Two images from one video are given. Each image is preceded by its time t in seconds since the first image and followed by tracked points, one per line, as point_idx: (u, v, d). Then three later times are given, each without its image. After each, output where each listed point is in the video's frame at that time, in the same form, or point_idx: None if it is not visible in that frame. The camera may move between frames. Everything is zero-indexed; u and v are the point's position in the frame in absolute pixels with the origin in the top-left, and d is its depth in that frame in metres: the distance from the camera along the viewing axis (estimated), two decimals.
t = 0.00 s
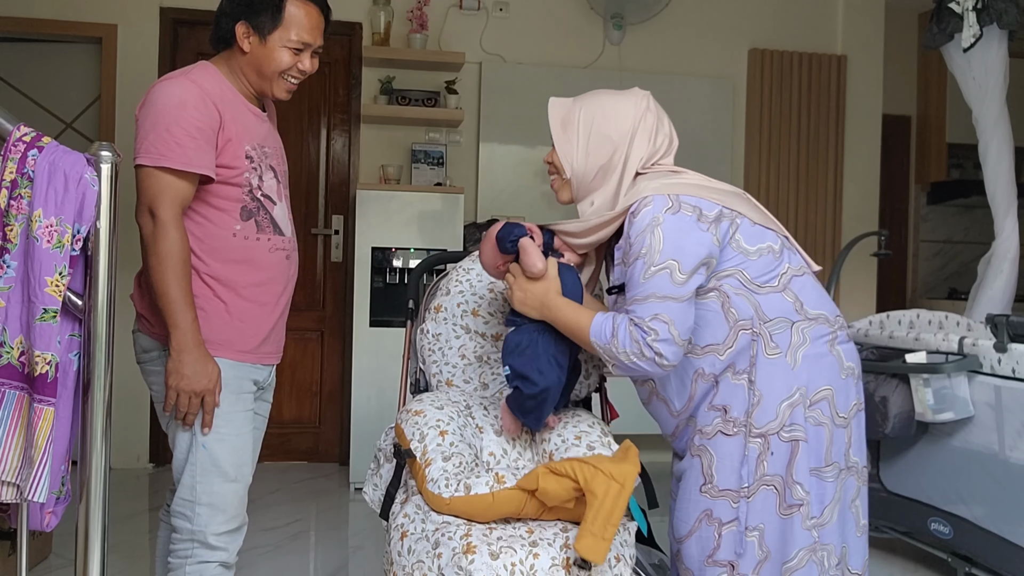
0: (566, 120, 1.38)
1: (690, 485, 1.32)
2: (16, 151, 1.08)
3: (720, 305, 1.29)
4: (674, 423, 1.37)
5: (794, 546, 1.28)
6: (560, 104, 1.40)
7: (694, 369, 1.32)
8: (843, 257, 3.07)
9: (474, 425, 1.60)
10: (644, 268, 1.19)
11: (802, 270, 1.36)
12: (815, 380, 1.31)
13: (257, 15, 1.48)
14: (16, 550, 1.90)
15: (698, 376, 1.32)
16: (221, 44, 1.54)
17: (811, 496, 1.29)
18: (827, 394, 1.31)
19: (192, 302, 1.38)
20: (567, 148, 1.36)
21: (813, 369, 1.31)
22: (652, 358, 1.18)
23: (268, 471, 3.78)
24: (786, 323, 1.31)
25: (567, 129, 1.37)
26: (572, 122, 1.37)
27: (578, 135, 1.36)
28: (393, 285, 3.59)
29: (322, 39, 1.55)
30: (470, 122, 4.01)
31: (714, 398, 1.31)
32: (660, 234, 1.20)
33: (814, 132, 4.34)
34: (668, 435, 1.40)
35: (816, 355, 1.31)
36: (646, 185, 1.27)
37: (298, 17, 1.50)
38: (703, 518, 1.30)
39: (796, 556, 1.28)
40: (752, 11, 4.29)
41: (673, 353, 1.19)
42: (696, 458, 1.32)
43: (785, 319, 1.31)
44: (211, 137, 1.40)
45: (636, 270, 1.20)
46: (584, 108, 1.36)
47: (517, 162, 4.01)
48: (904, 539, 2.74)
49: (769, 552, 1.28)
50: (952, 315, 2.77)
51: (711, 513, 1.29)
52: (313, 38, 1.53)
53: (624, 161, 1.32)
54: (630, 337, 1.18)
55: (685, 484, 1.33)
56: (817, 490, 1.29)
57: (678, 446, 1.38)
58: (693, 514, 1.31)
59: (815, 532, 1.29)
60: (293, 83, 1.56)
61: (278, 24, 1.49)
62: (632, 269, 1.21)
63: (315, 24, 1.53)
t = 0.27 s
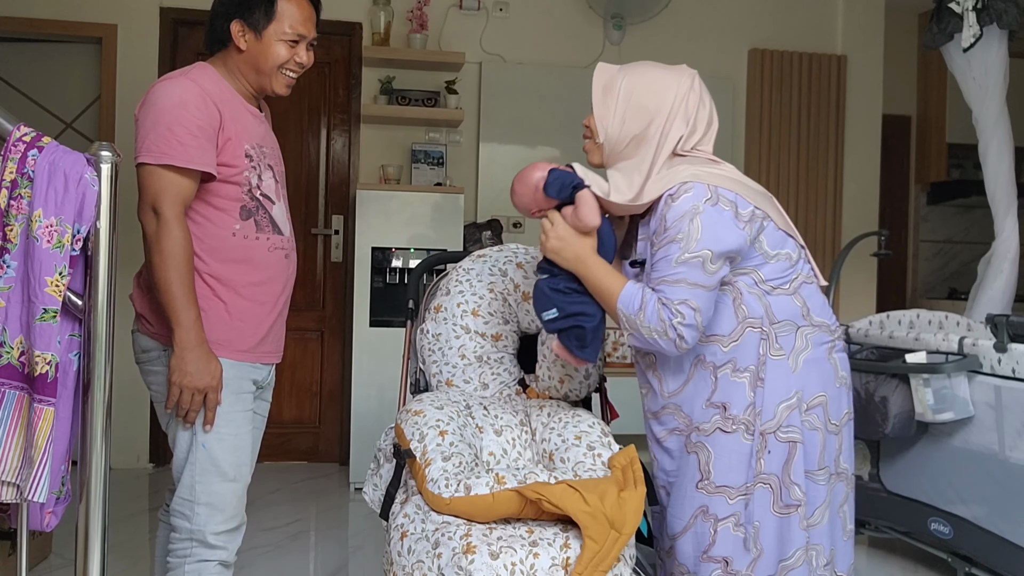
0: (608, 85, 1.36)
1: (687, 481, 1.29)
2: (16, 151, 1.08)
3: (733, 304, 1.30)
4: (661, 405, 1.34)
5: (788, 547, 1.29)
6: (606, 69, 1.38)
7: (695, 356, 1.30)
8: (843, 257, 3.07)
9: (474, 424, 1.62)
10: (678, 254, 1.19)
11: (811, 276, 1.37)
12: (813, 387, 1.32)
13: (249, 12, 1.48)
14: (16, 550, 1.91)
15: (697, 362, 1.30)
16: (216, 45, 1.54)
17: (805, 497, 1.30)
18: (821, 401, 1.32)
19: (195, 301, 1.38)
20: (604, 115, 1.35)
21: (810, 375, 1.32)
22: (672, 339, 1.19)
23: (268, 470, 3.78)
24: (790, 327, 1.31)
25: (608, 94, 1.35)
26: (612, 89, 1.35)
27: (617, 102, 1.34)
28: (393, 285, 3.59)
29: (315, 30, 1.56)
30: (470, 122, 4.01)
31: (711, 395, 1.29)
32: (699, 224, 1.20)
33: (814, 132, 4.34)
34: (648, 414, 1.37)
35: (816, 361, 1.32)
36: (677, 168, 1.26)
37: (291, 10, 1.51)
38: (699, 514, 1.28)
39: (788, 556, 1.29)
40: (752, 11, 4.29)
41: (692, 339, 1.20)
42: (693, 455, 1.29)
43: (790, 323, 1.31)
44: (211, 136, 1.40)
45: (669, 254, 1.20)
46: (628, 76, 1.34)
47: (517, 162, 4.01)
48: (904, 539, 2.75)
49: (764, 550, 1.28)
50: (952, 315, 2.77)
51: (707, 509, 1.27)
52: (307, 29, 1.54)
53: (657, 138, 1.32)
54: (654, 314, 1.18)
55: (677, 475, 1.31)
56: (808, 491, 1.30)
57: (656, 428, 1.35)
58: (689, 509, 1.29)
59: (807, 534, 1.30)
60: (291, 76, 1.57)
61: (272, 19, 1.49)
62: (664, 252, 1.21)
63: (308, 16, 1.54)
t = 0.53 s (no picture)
0: (651, 62, 1.41)
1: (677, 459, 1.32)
2: (16, 151, 1.08)
3: (736, 292, 1.31)
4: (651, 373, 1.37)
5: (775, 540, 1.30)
6: (651, 48, 1.43)
7: (689, 334, 1.32)
8: (843, 257, 3.07)
9: (474, 424, 1.62)
10: (716, 221, 1.23)
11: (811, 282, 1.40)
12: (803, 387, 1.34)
13: (246, 11, 1.49)
14: (16, 550, 1.91)
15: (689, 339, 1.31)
16: (215, 46, 1.54)
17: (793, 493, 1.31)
18: (807, 403, 1.35)
19: (200, 299, 1.38)
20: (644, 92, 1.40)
21: (801, 374, 1.34)
22: (695, 301, 1.20)
23: (268, 470, 3.78)
24: (785, 326, 1.34)
25: (649, 71, 1.40)
26: (654, 68, 1.40)
27: (660, 78, 1.39)
28: (393, 285, 3.59)
29: (313, 26, 1.56)
30: (470, 122, 4.01)
31: (700, 376, 1.30)
32: (739, 203, 1.23)
33: (814, 132, 4.34)
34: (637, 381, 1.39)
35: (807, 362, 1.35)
36: (695, 152, 1.30)
37: (288, 7, 1.51)
38: (687, 494, 1.30)
39: (774, 547, 1.29)
40: (752, 11, 4.29)
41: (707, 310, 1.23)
42: (682, 434, 1.31)
43: (787, 322, 1.34)
44: (214, 135, 1.40)
45: (707, 219, 1.23)
46: (672, 55, 1.39)
47: (517, 162, 4.01)
48: (904, 539, 2.75)
49: (751, 536, 1.28)
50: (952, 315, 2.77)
51: (696, 489, 1.30)
52: (305, 24, 1.54)
53: (697, 114, 1.35)
54: (685, 271, 1.20)
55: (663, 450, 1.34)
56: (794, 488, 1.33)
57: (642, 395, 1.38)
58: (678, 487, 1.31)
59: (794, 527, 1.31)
60: (292, 74, 1.57)
61: (270, 16, 1.49)
62: (702, 216, 1.24)
63: (304, 12, 1.54)
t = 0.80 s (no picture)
0: (691, 48, 1.60)
1: (671, 428, 1.46)
2: (16, 151, 1.08)
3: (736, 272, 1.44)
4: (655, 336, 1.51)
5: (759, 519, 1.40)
6: (690, 36, 1.62)
7: (686, 307, 1.45)
8: (843, 257, 3.07)
9: (474, 424, 1.62)
10: (758, 189, 1.35)
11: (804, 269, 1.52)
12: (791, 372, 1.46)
13: (246, 10, 1.49)
14: (16, 550, 1.91)
15: (687, 313, 1.45)
16: (216, 48, 1.54)
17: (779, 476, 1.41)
18: (795, 392, 1.47)
19: (204, 299, 1.38)
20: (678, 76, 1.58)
21: (790, 361, 1.45)
22: (745, 255, 1.30)
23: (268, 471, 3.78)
24: (776, 314, 1.46)
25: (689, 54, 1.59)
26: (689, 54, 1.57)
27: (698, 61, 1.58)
28: (393, 285, 3.59)
29: (311, 21, 1.56)
30: (471, 122, 4.01)
31: (693, 350, 1.43)
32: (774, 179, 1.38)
33: (815, 132, 4.34)
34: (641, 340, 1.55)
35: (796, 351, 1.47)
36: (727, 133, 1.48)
37: (287, 4, 1.51)
38: (676, 464, 1.44)
39: (759, 530, 1.40)
40: (752, 11, 4.29)
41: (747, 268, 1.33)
42: (676, 404, 1.45)
43: (779, 311, 1.46)
44: (219, 135, 1.41)
45: (750, 185, 1.36)
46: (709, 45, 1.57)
47: (517, 163, 4.01)
48: (904, 539, 2.75)
49: (734, 515, 1.40)
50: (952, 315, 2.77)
51: (685, 461, 1.43)
52: (304, 20, 1.54)
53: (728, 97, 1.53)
54: (742, 223, 1.30)
55: (658, 416, 1.48)
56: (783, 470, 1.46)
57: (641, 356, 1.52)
58: (669, 456, 1.45)
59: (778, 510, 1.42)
60: (295, 71, 1.57)
61: (269, 13, 1.49)
62: (745, 182, 1.36)
63: (302, 7, 1.54)
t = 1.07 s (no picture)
0: (703, 57, 1.60)
1: (673, 410, 1.51)
2: (16, 151, 1.08)
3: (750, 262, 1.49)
4: (661, 318, 1.57)
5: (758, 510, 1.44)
6: (697, 44, 1.62)
7: (710, 298, 1.50)
8: (843, 256, 3.07)
9: (475, 424, 1.62)
10: (802, 183, 1.42)
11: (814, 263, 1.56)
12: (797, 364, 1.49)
13: (245, 9, 1.49)
14: (16, 550, 1.91)
15: (710, 301, 1.50)
16: (216, 49, 1.54)
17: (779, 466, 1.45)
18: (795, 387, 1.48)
19: (208, 299, 1.38)
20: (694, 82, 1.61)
21: (795, 354, 1.48)
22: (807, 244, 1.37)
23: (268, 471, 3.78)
24: (784, 308, 1.49)
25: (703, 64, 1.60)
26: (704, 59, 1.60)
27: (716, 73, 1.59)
28: (393, 285, 3.59)
29: (309, 18, 1.57)
30: (471, 122, 4.01)
31: (706, 336, 1.48)
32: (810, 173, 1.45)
33: (815, 132, 4.34)
34: (646, 322, 1.60)
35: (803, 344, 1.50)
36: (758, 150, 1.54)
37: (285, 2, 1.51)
38: (677, 447, 1.50)
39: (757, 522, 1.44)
40: (752, 11, 4.29)
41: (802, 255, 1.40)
42: (680, 388, 1.51)
43: (787, 305, 1.49)
44: (222, 135, 1.41)
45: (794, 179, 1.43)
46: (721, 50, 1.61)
47: (517, 163, 4.01)
48: (904, 539, 2.75)
49: (733, 504, 1.44)
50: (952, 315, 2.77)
51: (684, 445, 1.49)
52: (302, 17, 1.55)
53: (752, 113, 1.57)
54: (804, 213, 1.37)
55: (662, 399, 1.54)
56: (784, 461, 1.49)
57: (649, 339, 1.58)
58: (671, 439, 1.51)
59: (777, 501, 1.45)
60: (297, 69, 1.57)
61: (268, 12, 1.50)
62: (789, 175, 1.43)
63: (300, 4, 1.54)
